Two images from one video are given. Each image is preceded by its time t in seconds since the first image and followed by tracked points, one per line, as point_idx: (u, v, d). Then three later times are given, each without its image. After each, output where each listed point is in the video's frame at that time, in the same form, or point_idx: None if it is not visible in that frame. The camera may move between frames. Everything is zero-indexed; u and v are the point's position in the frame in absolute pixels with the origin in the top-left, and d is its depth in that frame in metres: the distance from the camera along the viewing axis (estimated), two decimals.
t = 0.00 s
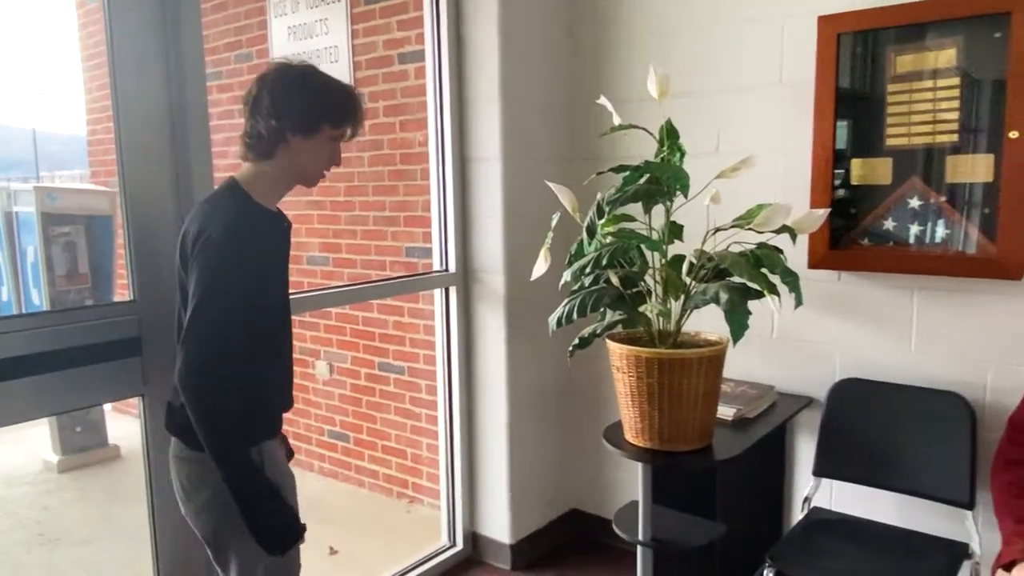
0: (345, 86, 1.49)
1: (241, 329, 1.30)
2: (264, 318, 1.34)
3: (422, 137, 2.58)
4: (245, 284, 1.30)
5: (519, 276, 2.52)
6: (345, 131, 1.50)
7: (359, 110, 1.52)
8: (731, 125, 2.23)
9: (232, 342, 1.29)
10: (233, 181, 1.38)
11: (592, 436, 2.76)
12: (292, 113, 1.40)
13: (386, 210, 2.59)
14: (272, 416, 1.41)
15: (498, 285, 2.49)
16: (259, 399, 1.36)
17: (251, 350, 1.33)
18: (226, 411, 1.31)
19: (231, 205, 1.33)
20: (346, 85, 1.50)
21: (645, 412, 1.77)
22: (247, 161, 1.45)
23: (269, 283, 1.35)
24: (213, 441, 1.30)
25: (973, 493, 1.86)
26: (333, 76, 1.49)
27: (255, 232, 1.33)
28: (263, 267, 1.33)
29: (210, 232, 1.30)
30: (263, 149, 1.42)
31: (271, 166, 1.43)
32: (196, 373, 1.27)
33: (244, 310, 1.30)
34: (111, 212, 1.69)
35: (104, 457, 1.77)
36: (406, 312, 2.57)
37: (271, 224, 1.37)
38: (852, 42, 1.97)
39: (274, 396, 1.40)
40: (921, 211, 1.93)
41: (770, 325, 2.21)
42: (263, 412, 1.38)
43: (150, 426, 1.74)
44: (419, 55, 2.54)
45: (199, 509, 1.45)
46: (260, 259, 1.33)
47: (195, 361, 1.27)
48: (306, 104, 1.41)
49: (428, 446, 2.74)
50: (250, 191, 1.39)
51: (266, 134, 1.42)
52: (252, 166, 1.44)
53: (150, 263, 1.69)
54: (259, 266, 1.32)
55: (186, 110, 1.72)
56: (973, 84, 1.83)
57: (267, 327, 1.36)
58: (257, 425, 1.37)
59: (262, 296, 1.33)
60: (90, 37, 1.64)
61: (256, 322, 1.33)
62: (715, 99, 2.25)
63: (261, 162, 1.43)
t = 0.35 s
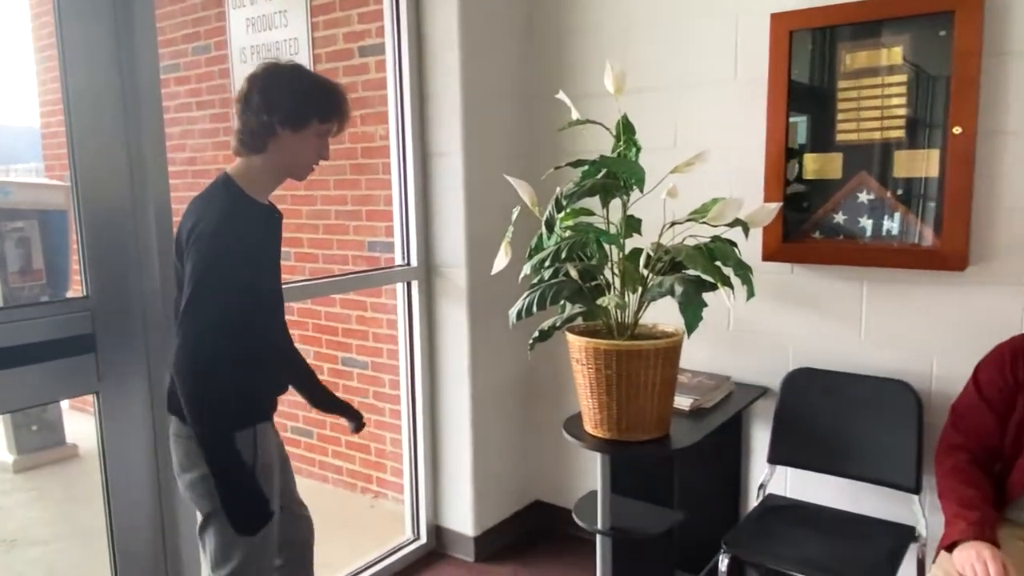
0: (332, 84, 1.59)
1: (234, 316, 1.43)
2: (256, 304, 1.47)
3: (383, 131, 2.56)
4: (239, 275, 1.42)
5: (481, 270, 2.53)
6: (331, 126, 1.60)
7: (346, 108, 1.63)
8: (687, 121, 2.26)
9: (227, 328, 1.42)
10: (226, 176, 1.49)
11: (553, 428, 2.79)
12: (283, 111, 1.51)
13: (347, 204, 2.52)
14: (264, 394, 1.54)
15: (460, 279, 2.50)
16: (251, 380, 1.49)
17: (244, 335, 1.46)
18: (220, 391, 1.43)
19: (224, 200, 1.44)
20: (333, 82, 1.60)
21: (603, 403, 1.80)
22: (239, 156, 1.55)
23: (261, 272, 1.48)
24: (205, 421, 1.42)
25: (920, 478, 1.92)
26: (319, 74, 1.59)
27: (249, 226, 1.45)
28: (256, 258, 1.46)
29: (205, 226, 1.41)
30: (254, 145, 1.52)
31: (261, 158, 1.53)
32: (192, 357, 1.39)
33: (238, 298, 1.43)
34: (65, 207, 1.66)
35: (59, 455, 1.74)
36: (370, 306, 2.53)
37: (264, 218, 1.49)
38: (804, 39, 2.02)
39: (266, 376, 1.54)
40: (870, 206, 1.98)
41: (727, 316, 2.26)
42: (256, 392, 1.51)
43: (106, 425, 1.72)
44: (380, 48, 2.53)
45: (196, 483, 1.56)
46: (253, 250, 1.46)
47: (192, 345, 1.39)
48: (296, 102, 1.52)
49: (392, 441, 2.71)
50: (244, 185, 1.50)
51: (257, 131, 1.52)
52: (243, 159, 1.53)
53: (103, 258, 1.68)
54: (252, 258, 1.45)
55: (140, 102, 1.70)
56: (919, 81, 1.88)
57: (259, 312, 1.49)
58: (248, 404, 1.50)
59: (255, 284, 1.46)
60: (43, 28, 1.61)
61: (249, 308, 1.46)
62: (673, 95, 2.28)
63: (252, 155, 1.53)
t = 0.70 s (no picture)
0: (342, 93, 1.71)
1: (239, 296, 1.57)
2: (259, 288, 1.61)
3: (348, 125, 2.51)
4: (244, 258, 1.56)
5: (445, 265, 2.53)
6: (338, 132, 1.72)
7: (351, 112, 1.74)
8: (648, 116, 2.29)
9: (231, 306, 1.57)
10: (239, 172, 1.62)
11: (518, 421, 2.81)
12: (292, 113, 1.63)
13: (310, 200, 2.52)
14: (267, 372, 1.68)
15: (424, 275, 2.50)
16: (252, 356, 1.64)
17: (248, 315, 1.60)
18: (220, 364, 1.57)
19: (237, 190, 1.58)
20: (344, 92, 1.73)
21: (565, 396, 1.81)
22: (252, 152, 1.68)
23: (265, 259, 1.61)
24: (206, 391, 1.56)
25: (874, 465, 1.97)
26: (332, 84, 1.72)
27: (259, 214, 1.59)
28: (263, 245, 1.60)
29: (214, 211, 1.55)
30: (266, 144, 1.64)
31: (272, 157, 1.65)
32: (198, 331, 1.54)
33: (244, 280, 1.58)
34: (22, 202, 1.62)
35: (15, 454, 1.71)
36: (335, 302, 2.52)
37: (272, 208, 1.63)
38: (761, 36, 2.05)
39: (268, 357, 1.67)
40: (826, 200, 2.03)
41: (688, 309, 2.29)
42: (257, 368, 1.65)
43: (61, 425, 1.68)
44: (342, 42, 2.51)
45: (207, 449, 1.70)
46: (261, 237, 1.60)
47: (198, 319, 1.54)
48: (305, 105, 1.63)
49: (358, 437, 2.69)
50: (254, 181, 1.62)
51: (268, 131, 1.63)
52: (255, 156, 1.65)
53: (58, 254, 1.65)
54: (259, 244, 1.59)
55: (93, 93, 1.67)
56: (873, 79, 1.93)
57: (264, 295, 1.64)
58: (249, 379, 1.64)
59: (261, 269, 1.60)
60: None
61: (254, 293, 1.60)
62: (634, 91, 2.31)
63: (265, 153, 1.65)
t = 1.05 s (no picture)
0: (345, 95, 1.74)
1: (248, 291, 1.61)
2: (266, 281, 1.66)
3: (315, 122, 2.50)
4: (251, 255, 1.61)
5: (414, 264, 2.53)
6: (339, 133, 1.75)
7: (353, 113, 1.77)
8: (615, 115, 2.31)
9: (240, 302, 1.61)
10: (243, 167, 1.66)
11: (489, 419, 2.81)
12: (294, 112, 1.66)
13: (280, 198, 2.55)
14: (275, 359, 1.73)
15: (393, 273, 2.49)
16: (261, 346, 1.68)
17: (256, 308, 1.65)
18: (231, 357, 1.62)
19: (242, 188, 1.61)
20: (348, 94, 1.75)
21: (534, 394, 1.83)
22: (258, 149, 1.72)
23: (272, 253, 1.66)
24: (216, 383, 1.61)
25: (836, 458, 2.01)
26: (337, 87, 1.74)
27: (264, 211, 1.63)
28: (270, 240, 1.64)
29: (221, 210, 1.58)
30: (269, 142, 1.68)
31: (274, 154, 1.69)
32: (207, 327, 1.58)
33: (249, 273, 1.61)
34: None
35: None
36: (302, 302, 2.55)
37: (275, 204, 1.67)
38: (725, 37, 2.08)
39: (275, 345, 1.72)
40: (789, 198, 2.07)
41: (654, 306, 2.32)
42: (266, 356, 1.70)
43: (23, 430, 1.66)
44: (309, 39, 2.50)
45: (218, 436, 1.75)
46: (268, 232, 1.64)
47: (207, 316, 1.58)
48: (306, 105, 1.66)
49: (328, 437, 2.68)
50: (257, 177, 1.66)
51: (272, 129, 1.67)
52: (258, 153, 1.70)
53: (17, 254, 1.62)
54: (265, 239, 1.63)
55: (53, 90, 1.64)
56: (835, 78, 1.96)
57: (270, 286, 1.68)
58: (258, 368, 1.69)
59: (267, 260, 1.65)
60: None
61: (259, 284, 1.64)
62: (601, 90, 2.33)
63: (269, 150, 1.69)
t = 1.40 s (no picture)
0: (356, 99, 1.76)
1: (271, 288, 1.64)
2: (283, 280, 1.69)
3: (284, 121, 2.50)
4: (274, 253, 1.64)
5: (387, 263, 2.52)
6: (349, 136, 1.77)
7: (366, 117, 1.79)
8: (585, 114, 2.32)
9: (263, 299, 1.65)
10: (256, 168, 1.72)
11: (461, 416, 2.82)
12: (303, 115, 1.70)
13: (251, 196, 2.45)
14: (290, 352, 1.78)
15: (365, 272, 2.48)
16: (279, 340, 1.73)
17: (277, 304, 1.69)
18: (257, 353, 1.66)
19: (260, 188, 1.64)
20: (359, 98, 1.77)
21: (507, 391, 1.83)
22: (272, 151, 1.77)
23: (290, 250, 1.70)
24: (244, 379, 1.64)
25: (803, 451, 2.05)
26: (349, 90, 1.77)
27: (283, 210, 1.66)
28: (288, 238, 1.68)
29: (243, 211, 1.60)
30: (281, 145, 1.73)
31: (284, 156, 1.73)
32: (233, 328, 1.60)
33: (273, 270, 1.64)
34: None
35: None
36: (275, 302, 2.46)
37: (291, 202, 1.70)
38: (691, 36, 2.10)
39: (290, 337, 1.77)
40: (758, 195, 2.09)
41: (626, 304, 2.34)
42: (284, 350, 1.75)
43: None
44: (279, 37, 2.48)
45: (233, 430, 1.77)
46: (287, 230, 1.67)
47: (234, 317, 1.60)
48: (314, 109, 1.70)
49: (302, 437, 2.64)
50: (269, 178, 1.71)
51: (283, 133, 1.72)
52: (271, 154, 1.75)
53: None
54: (285, 236, 1.67)
55: (15, 88, 1.61)
56: (803, 77, 1.99)
57: (287, 282, 1.72)
58: (278, 362, 1.74)
59: (285, 259, 1.68)
60: None
61: (280, 280, 1.68)
62: (572, 88, 2.34)
63: (279, 152, 1.74)
